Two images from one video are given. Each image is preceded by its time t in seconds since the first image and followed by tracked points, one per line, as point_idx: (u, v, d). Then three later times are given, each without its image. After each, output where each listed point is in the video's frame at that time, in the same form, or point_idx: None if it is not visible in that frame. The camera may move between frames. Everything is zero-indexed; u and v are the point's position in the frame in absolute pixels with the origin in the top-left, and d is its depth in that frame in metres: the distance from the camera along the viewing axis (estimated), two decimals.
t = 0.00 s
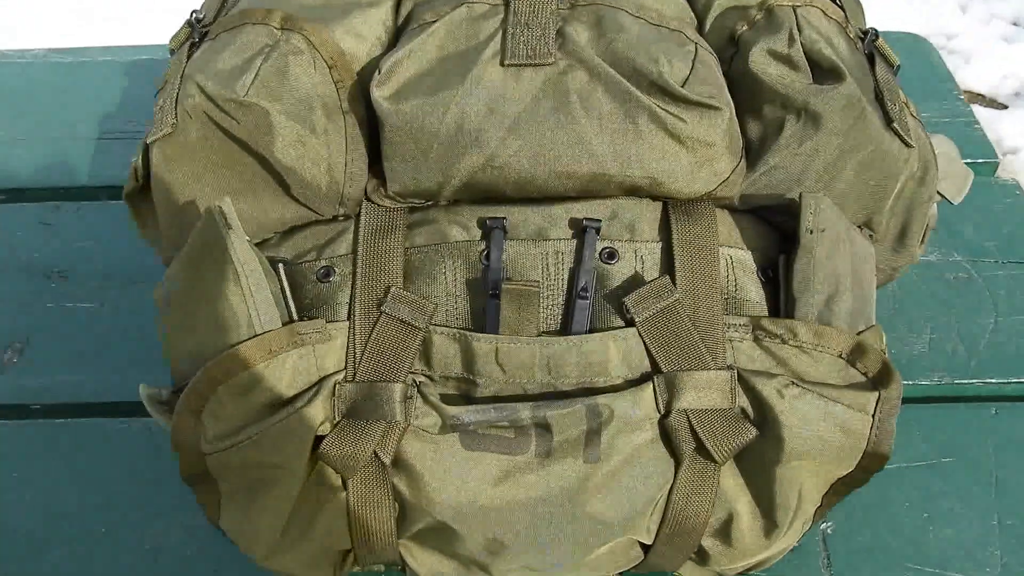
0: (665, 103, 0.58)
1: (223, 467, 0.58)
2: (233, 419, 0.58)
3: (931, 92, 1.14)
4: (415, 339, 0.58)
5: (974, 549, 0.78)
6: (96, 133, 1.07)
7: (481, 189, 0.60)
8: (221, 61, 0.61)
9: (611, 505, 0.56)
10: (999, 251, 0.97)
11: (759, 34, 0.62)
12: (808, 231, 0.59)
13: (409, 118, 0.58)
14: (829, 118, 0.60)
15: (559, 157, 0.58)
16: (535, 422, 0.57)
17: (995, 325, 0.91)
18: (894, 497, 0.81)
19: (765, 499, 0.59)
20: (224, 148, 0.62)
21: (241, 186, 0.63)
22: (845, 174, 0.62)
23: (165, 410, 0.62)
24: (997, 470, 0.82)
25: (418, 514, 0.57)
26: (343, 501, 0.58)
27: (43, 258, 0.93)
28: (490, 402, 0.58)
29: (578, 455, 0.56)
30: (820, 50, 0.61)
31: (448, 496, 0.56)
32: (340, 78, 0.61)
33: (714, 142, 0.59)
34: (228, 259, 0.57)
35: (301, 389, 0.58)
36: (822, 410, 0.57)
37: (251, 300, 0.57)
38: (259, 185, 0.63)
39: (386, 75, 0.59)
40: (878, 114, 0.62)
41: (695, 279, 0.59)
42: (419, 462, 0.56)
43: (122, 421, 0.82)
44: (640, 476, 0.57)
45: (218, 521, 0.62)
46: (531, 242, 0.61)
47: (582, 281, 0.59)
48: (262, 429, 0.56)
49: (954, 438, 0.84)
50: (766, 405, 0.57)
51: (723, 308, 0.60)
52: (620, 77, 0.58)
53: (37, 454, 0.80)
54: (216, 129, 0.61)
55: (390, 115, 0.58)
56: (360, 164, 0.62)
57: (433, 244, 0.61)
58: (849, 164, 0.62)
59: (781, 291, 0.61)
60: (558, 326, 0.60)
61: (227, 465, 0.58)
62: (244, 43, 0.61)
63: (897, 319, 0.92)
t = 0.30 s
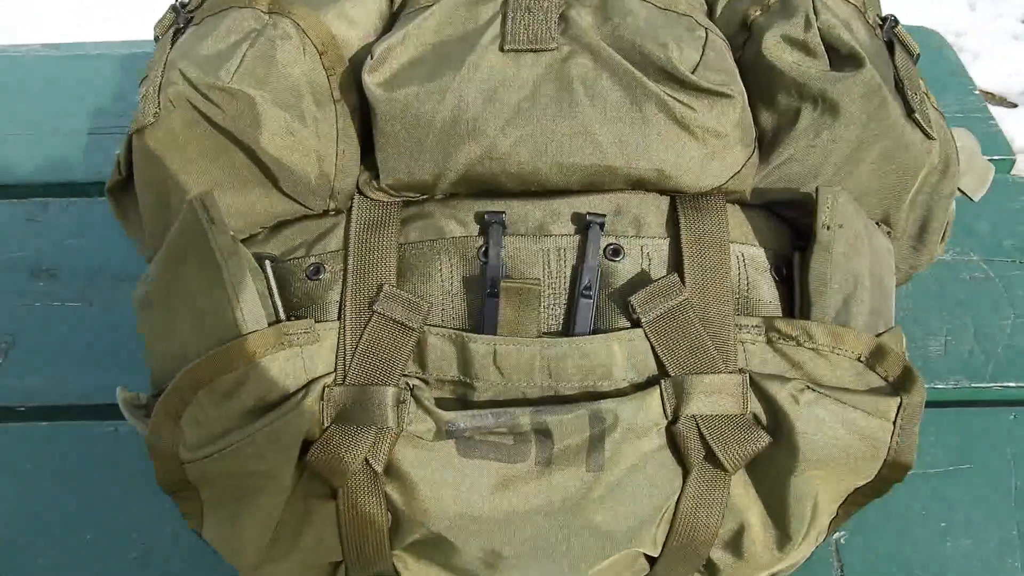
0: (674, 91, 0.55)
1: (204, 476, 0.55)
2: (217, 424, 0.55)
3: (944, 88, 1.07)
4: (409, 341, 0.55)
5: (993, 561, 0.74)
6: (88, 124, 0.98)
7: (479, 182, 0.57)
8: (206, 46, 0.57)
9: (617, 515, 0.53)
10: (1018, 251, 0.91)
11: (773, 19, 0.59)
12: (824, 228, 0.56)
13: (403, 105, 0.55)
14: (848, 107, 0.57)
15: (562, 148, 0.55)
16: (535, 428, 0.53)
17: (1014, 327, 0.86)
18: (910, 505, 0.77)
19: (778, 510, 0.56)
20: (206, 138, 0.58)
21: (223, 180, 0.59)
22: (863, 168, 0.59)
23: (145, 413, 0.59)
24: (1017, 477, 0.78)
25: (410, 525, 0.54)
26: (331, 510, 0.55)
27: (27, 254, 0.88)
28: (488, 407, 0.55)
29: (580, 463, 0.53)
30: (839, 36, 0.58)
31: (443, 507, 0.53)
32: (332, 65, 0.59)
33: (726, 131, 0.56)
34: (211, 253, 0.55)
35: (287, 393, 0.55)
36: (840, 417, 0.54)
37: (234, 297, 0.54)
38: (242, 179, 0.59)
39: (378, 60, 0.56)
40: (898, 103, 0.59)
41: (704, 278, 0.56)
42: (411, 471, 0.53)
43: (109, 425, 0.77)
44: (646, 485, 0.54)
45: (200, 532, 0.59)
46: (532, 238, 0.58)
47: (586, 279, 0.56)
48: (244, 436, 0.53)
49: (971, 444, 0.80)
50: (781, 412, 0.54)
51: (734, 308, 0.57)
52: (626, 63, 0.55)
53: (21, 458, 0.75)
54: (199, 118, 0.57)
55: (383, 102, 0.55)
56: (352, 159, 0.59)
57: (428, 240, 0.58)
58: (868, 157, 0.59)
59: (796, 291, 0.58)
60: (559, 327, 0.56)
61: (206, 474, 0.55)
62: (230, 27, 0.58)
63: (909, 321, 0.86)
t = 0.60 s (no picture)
0: (680, 71, 0.52)
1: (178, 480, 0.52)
2: (191, 425, 0.52)
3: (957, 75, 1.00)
4: (397, 337, 0.52)
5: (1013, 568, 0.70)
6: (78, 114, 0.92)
7: (472, 169, 0.54)
8: (183, 25, 0.54)
9: (618, 523, 0.50)
10: None
11: None
12: (839, 216, 0.53)
13: (391, 87, 0.52)
14: (862, 88, 0.54)
15: (560, 132, 0.52)
16: (532, 430, 0.50)
17: None
18: (925, 508, 0.73)
19: (792, 516, 0.52)
20: (182, 124, 0.54)
21: (201, 167, 0.55)
22: (879, 154, 0.56)
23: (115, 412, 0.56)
24: None
25: (399, 533, 0.50)
26: (316, 518, 0.52)
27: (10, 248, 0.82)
28: (483, 407, 0.52)
29: (579, 467, 0.50)
30: (853, 14, 0.55)
31: (434, 514, 0.49)
32: (318, 44, 0.55)
33: (734, 114, 0.53)
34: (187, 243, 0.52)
35: (267, 392, 0.51)
36: (854, 418, 0.51)
37: (211, 291, 0.52)
38: (221, 166, 0.55)
39: (365, 38, 0.53)
40: (916, 83, 0.56)
41: (711, 269, 0.53)
42: (400, 475, 0.50)
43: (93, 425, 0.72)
44: (651, 491, 0.51)
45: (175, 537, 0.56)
46: (528, 228, 0.54)
47: (585, 272, 0.53)
48: (222, 438, 0.50)
49: (989, 444, 0.76)
50: (792, 412, 0.51)
51: (743, 302, 0.53)
52: (629, 41, 0.52)
53: None
54: (175, 101, 0.54)
55: (370, 84, 0.52)
56: (338, 143, 0.56)
57: (418, 230, 0.55)
58: (884, 142, 0.56)
59: (808, 283, 0.54)
60: (557, 323, 0.53)
61: (179, 478, 0.52)
62: (208, 5, 0.55)
63: (921, 315, 0.82)
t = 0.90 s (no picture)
0: (687, 36, 0.49)
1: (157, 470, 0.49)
2: (171, 411, 0.49)
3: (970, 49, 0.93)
4: (388, 318, 0.49)
5: None
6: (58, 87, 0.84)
7: (467, 142, 0.51)
8: None
9: (621, 512, 0.48)
10: None
11: None
12: (854, 190, 0.50)
13: (381, 52, 0.49)
14: (880, 56, 0.51)
15: (560, 101, 0.49)
16: (531, 416, 0.47)
17: None
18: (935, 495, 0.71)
19: (804, 506, 0.50)
20: (161, 92, 0.52)
21: (180, 139, 0.52)
22: (895, 125, 0.53)
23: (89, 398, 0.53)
24: None
25: (392, 523, 0.48)
26: (305, 506, 0.50)
27: None
28: (480, 391, 0.49)
29: (581, 454, 0.47)
30: None
31: (428, 505, 0.47)
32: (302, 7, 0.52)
33: (743, 83, 0.50)
34: (165, 218, 0.49)
35: (252, 375, 0.49)
36: (870, 402, 0.48)
37: (190, 269, 0.49)
38: (201, 137, 0.52)
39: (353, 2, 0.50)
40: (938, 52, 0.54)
41: (719, 247, 0.50)
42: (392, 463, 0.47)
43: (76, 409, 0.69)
44: (657, 478, 0.48)
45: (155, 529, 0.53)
46: (527, 203, 0.51)
47: (587, 249, 0.50)
48: (201, 425, 0.47)
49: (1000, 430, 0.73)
50: (805, 397, 0.49)
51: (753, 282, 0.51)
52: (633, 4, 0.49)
53: None
54: (151, 67, 0.51)
55: (359, 48, 0.49)
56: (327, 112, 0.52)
57: (411, 205, 0.52)
58: (903, 111, 0.54)
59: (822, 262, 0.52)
60: (558, 303, 0.50)
61: (158, 465, 0.48)
62: None
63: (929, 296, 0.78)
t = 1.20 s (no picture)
0: None
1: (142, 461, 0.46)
2: (155, 399, 0.45)
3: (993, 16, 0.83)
4: (387, 299, 0.46)
5: None
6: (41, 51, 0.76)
7: (471, 110, 0.48)
8: None
9: (635, 504, 0.45)
10: None
11: None
12: (888, 159, 0.47)
13: (379, 13, 0.45)
14: (914, 16, 0.48)
15: (570, 65, 0.45)
16: (540, 404, 0.44)
17: None
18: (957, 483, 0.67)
19: (830, 497, 0.47)
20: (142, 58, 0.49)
21: (164, 108, 0.49)
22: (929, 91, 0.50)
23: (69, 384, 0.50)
24: None
25: (394, 517, 0.45)
26: (299, 501, 0.46)
27: None
28: (485, 377, 0.46)
29: (594, 443, 0.44)
30: None
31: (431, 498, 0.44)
32: None
33: (768, 44, 0.46)
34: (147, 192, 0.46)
35: (243, 360, 0.46)
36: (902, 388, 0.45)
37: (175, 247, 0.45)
38: (186, 107, 0.49)
39: None
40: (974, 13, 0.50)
41: (742, 222, 0.47)
42: (392, 453, 0.44)
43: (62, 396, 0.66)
44: (675, 468, 0.45)
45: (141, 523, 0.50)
46: (535, 176, 0.48)
47: (601, 224, 0.47)
48: (187, 413, 0.44)
49: None
50: (834, 382, 0.45)
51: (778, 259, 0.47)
52: None
53: None
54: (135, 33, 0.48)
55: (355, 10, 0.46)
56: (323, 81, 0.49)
57: (411, 179, 0.49)
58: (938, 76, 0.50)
59: (852, 238, 0.49)
60: (570, 283, 0.47)
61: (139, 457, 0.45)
62: None
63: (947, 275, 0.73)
